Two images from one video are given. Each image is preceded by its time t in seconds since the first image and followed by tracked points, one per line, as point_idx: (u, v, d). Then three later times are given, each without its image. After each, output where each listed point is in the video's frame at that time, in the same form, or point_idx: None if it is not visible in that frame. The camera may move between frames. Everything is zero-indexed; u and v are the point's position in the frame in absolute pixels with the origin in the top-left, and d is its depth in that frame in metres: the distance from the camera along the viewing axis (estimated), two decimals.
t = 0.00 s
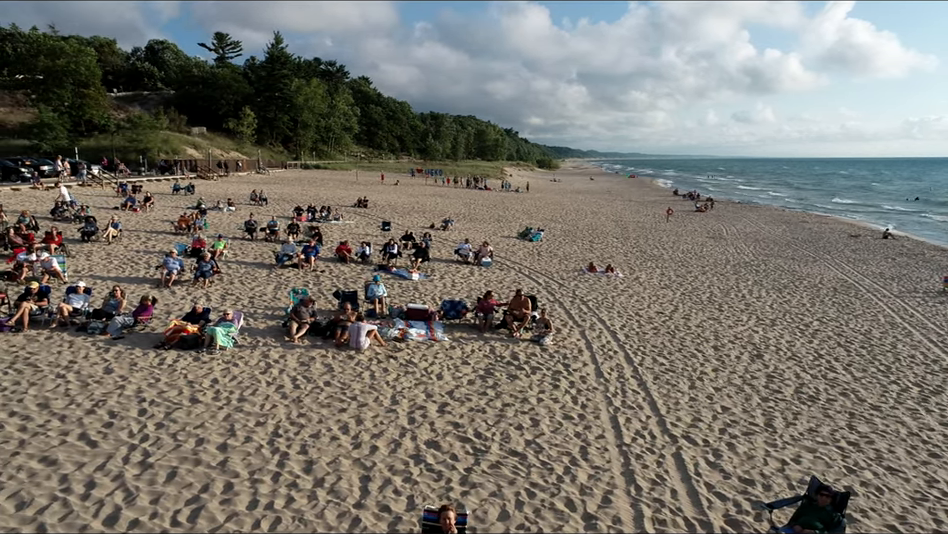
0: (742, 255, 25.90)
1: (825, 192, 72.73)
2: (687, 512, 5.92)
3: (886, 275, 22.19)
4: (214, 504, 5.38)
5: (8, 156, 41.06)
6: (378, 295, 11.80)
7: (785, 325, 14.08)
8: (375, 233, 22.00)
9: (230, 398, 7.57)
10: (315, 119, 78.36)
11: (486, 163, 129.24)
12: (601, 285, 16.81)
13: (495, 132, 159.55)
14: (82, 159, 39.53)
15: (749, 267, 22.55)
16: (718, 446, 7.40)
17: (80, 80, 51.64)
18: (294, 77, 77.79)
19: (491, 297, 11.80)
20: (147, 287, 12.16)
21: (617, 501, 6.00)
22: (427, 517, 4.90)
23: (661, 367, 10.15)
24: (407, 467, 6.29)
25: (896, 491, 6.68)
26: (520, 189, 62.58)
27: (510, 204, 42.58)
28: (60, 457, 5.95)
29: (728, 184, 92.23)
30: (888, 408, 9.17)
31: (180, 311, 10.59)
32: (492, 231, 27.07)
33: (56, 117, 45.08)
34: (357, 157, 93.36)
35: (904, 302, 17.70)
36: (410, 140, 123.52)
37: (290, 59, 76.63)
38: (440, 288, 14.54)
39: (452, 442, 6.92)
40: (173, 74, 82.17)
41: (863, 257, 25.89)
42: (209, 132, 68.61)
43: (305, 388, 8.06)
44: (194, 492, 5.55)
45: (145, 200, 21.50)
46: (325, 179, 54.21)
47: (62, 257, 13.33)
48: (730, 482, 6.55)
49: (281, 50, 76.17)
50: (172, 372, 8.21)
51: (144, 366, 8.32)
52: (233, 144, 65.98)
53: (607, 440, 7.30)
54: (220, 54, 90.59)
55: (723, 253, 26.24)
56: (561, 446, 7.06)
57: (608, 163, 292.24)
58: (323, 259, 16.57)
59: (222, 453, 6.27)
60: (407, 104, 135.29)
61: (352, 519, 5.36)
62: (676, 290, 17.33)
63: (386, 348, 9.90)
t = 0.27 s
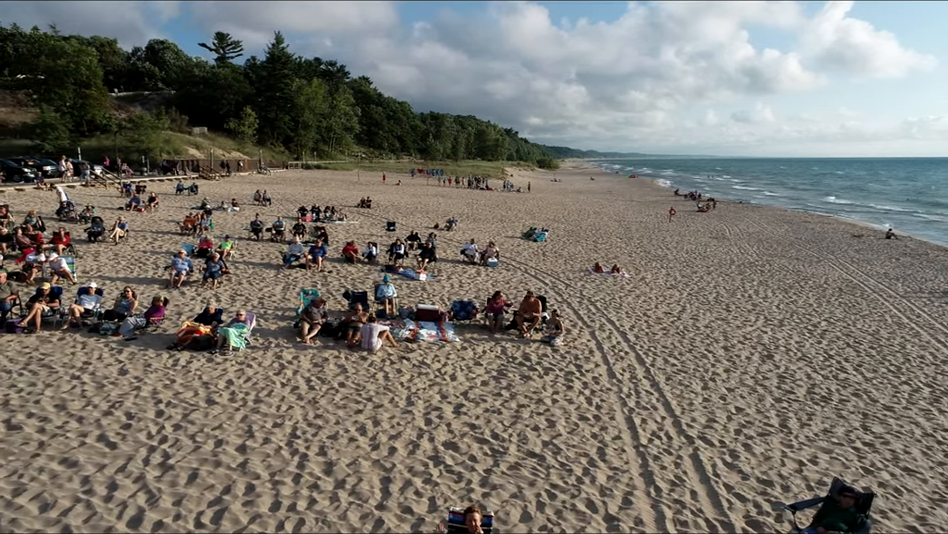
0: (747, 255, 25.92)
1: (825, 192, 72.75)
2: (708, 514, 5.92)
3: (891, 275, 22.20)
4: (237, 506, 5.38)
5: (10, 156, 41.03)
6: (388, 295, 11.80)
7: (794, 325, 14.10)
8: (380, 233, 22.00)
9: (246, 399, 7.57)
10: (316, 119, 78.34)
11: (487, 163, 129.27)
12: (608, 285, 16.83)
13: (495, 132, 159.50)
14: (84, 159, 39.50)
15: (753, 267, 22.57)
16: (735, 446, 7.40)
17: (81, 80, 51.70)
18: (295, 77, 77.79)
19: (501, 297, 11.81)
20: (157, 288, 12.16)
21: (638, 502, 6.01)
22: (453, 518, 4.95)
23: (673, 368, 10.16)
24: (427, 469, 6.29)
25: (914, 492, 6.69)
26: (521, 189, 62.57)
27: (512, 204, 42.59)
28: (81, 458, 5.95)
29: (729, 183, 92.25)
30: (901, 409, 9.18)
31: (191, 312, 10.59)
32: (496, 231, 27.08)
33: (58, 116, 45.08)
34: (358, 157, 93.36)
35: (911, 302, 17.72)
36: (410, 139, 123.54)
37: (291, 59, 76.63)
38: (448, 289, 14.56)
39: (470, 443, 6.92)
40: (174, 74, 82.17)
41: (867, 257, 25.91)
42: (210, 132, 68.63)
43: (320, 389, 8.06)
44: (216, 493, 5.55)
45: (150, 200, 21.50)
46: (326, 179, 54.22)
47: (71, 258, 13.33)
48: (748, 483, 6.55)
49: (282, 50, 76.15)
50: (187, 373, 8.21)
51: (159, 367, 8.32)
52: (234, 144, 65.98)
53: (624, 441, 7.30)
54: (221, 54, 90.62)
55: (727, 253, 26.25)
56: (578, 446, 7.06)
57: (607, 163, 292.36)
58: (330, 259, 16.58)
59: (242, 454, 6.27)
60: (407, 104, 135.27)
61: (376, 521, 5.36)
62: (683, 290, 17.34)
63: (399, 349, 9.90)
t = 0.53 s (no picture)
0: (752, 255, 25.93)
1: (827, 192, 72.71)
2: (731, 513, 5.92)
3: (897, 275, 22.20)
4: (262, 506, 5.37)
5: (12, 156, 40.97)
6: (400, 295, 11.81)
7: (803, 324, 14.09)
8: (386, 233, 21.99)
9: (264, 399, 7.57)
10: (317, 119, 78.26)
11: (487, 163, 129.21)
12: (616, 285, 16.83)
13: (495, 132, 159.40)
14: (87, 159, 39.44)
15: (759, 267, 22.56)
16: (753, 446, 7.40)
17: (83, 80, 51.64)
18: (296, 77, 77.73)
19: (513, 297, 11.81)
20: (168, 288, 12.15)
21: (660, 502, 6.00)
22: (481, 518, 5.03)
23: (687, 368, 10.16)
24: (448, 469, 6.29)
25: (935, 491, 6.69)
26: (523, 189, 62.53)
27: (515, 204, 42.57)
28: (103, 458, 5.94)
29: (730, 183, 92.21)
30: (916, 409, 9.18)
31: (204, 312, 10.59)
32: (501, 230, 27.06)
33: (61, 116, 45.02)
34: (359, 157, 93.36)
35: (918, 302, 17.71)
36: (411, 139, 123.51)
37: (292, 59, 76.55)
38: (457, 288, 14.56)
39: (490, 443, 6.92)
40: (175, 74, 82.12)
41: (872, 257, 25.90)
42: (212, 132, 68.59)
43: (337, 388, 8.06)
44: (240, 494, 5.54)
45: (155, 200, 21.48)
46: (329, 179, 54.21)
47: (81, 258, 13.32)
48: (770, 483, 6.54)
49: (283, 50, 76.10)
50: (204, 373, 8.20)
51: (175, 367, 8.31)
52: (236, 144, 65.94)
53: (643, 441, 7.30)
54: (222, 53, 90.64)
55: (732, 253, 26.24)
56: (598, 446, 7.05)
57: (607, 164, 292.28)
58: (338, 259, 16.57)
59: (264, 454, 6.27)
60: (408, 103, 135.16)
61: (401, 521, 5.35)
62: (691, 289, 17.33)
63: (412, 349, 9.90)
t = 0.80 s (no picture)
0: (757, 255, 25.92)
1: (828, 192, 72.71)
2: (755, 517, 5.91)
3: (903, 275, 22.20)
4: (286, 510, 5.36)
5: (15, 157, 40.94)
6: (411, 296, 11.79)
7: (813, 326, 14.08)
8: (391, 233, 21.97)
9: (281, 401, 7.54)
10: (319, 119, 78.23)
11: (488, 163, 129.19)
12: (624, 286, 16.81)
13: (495, 132, 159.47)
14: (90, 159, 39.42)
15: (765, 268, 22.54)
16: (772, 449, 7.38)
17: (85, 80, 51.63)
18: (297, 77, 77.72)
19: (524, 299, 11.79)
20: (178, 289, 12.13)
21: (684, 505, 5.99)
22: (509, 522, 5.05)
23: (700, 370, 10.14)
24: (469, 472, 6.27)
25: None
26: (525, 189, 62.53)
27: (518, 204, 42.55)
28: (125, 462, 5.92)
29: (731, 183, 92.22)
30: (932, 411, 9.17)
31: (216, 313, 10.56)
32: (506, 231, 27.04)
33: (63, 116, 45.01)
34: (360, 157, 93.35)
35: (926, 302, 17.69)
36: (412, 139, 123.48)
37: (293, 59, 76.55)
38: (466, 289, 14.54)
39: (509, 445, 6.90)
40: (176, 74, 82.13)
41: (877, 258, 25.89)
42: (213, 132, 68.58)
43: (354, 391, 8.03)
44: (263, 497, 5.52)
45: (161, 200, 21.47)
46: (331, 179, 54.19)
47: (89, 259, 13.29)
48: (791, 486, 6.52)
49: (284, 50, 76.09)
50: (219, 375, 8.18)
51: (190, 369, 8.28)
52: (237, 144, 65.93)
53: (662, 443, 7.29)
54: (223, 53, 90.67)
55: (737, 254, 26.21)
56: (617, 449, 7.04)
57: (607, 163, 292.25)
58: (346, 260, 16.55)
59: (284, 457, 6.25)
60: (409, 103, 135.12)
61: (426, 525, 5.34)
62: (698, 290, 17.31)
63: (426, 350, 9.88)
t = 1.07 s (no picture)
0: (761, 256, 25.93)
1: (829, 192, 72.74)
2: (776, 521, 5.90)
3: (908, 276, 22.21)
4: (309, 515, 5.34)
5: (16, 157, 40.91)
6: (421, 298, 11.77)
7: (822, 327, 14.06)
8: (396, 234, 21.95)
9: (297, 405, 7.52)
10: (319, 119, 78.24)
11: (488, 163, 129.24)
12: (631, 287, 16.79)
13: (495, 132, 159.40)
14: (92, 159, 39.38)
15: (770, 269, 22.55)
16: (789, 452, 7.36)
17: (86, 80, 51.60)
18: (298, 77, 77.70)
19: (535, 300, 11.78)
20: (187, 291, 12.11)
21: (705, 509, 5.98)
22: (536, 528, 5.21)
23: (712, 372, 10.13)
24: (490, 476, 6.26)
25: None
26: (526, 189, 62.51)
27: (520, 205, 42.55)
28: (145, 466, 5.90)
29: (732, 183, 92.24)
30: (945, 413, 9.16)
31: (227, 316, 10.54)
32: (510, 231, 27.03)
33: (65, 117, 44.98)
34: (360, 157, 93.36)
35: (933, 303, 17.69)
36: (412, 139, 123.50)
37: (294, 59, 76.55)
38: (474, 291, 14.53)
39: (527, 449, 6.89)
40: (177, 74, 82.12)
41: (881, 258, 25.90)
42: (214, 132, 68.55)
43: (369, 394, 8.01)
44: (285, 502, 5.51)
45: (165, 201, 21.44)
46: (333, 179, 54.17)
47: (98, 260, 13.27)
48: (811, 489, 6.51)
49: (285, 50, 76.08)
50: (233, 378, 8.15)
51: (204, 372, 8.26)
52: (238, 144, 65.90)
53: (679, 446, 7.27)
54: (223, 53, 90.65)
55: (741, 254, 26.22)
56: (635, 452, 7.02)
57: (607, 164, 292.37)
58: (353, 261, 16.53)
59: (304, 461, 6.22)
60: (409, 103, 135.07)
61: (449, 530, 5.32)
62: (705, 291, 17.30)
63: (438, 352, 9.86)
